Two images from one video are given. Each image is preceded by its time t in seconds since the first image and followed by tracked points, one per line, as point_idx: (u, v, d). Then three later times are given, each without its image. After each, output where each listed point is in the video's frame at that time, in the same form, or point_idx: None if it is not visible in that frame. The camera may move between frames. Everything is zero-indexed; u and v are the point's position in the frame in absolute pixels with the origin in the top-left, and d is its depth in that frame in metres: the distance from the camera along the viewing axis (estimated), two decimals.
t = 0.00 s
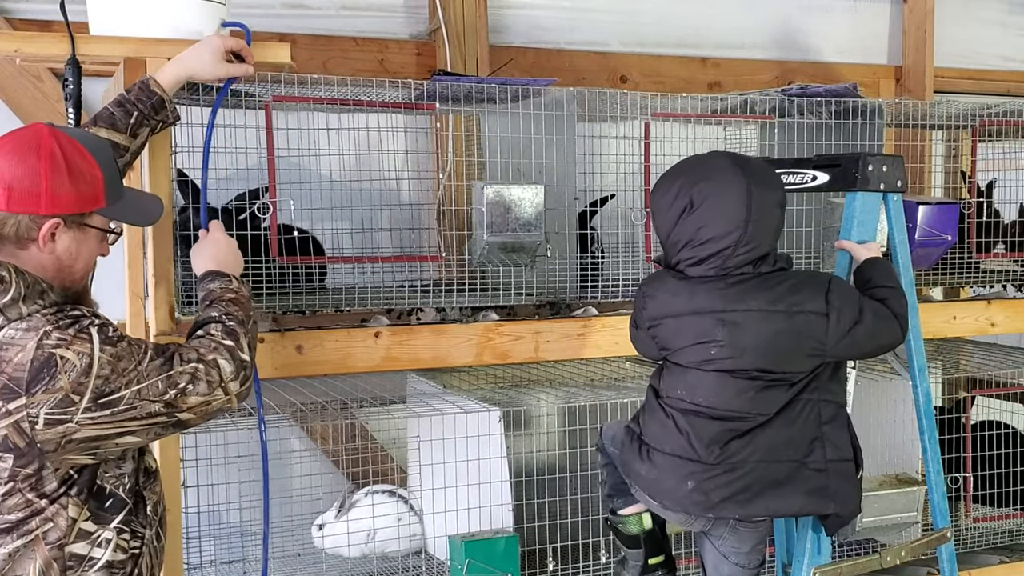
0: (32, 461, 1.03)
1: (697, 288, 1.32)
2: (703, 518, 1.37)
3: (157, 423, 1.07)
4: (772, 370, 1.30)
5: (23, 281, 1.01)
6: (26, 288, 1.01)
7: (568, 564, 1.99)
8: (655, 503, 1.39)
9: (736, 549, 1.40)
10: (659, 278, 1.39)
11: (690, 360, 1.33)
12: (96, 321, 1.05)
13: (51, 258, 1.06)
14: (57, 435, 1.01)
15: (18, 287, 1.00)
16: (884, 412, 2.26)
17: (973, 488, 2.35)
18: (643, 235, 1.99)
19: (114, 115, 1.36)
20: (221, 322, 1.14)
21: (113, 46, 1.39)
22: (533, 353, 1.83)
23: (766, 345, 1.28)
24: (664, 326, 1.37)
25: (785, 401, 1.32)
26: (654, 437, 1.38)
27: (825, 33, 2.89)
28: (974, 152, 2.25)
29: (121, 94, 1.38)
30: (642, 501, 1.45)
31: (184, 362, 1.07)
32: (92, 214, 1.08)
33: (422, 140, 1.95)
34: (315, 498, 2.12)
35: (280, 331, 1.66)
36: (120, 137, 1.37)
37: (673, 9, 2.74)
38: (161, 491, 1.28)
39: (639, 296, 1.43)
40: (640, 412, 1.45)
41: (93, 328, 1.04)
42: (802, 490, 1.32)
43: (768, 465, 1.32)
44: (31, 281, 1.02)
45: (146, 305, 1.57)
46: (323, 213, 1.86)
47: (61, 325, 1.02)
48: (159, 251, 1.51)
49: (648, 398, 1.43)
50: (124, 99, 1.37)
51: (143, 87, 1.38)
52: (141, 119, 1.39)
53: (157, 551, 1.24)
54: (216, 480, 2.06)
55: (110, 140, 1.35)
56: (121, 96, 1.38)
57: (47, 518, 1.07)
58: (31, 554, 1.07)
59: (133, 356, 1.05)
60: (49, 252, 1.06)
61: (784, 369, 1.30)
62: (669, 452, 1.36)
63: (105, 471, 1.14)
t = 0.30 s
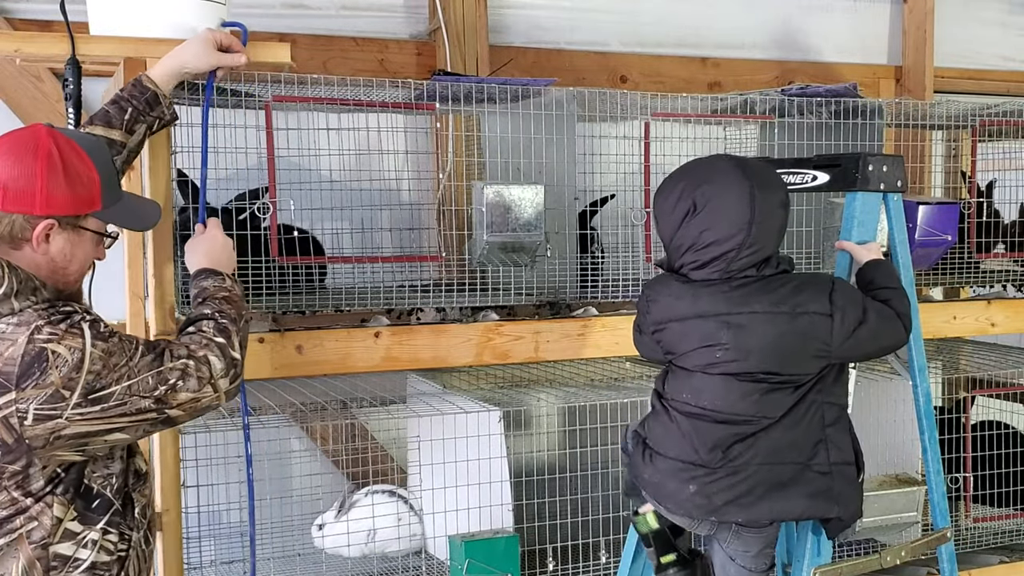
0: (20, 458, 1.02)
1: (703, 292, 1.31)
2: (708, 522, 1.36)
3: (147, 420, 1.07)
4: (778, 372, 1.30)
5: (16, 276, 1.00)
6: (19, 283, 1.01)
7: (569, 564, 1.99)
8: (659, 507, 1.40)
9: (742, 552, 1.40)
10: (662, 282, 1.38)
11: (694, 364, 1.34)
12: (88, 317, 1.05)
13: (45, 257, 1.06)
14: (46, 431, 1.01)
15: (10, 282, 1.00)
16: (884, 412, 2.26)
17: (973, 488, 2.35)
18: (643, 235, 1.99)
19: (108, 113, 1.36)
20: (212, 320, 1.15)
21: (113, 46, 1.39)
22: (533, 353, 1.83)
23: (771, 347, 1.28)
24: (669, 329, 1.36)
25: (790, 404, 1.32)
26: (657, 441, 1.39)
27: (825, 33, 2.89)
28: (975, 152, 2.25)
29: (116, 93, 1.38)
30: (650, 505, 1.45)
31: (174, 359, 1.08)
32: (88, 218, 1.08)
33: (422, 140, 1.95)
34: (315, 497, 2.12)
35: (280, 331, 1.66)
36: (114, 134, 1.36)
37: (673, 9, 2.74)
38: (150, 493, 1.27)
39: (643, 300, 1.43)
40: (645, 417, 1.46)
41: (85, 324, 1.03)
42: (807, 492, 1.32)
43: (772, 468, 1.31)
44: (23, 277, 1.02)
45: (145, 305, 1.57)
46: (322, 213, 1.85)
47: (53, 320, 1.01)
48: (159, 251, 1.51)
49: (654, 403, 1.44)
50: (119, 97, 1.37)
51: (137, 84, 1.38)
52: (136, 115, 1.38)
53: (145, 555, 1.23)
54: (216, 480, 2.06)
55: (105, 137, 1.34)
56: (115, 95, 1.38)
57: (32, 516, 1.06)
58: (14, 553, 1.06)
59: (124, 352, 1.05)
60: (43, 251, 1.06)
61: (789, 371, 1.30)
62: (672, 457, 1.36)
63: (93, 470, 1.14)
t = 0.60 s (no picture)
0: (10, 460, 1.02)
1: (705, 295, 1.31)
2: (711, 522, 1.37)
3: (141, 425, 1.07)
4: (779, 374, 1.30)
5: (15, 277, 1.01)
6: (18, 284, 1.01)
7: (568, 564, 1.99)
8: (664, 508, 1.41)
9: (749, 550, 1.38)
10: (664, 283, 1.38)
11: (693, 367, 1.34)
12: (85, 321, 1.05)
13: (42, 257, 1.06)
14: (38, 435, 1.01)
15: (10, 283, 1.00)
16: (884, 412, 2.25)
17: (974, 488, 2.35)
18: (643, 235, 1.99)
19: (105, 113, 1.36)
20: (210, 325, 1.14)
21: (114, 46, 1.39)
22: (533, 353, 1.83)
23: (771, 349, 1.28)
24: (669, 331, 1.36)
25: (790, 405, 1.32)
26: (658, 444, 1.40)
27: (825, 33, 2.89)
28: (975, 152, 2.25)
29: (114, 94, 1.38)
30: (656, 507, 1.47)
31: (171, 365, 1.08)
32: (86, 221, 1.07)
33: (422, 140, 1.95)
34: (315, 497, 2.12)
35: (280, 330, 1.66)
36: (111, 135, 1.36)
37: (673, 9, 2.74)
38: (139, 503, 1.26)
39: (643, 299, 1.43)
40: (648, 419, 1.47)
41: (82, 327, 1.04)
42: (808, 492, 1.31)
43: (774, 467, 1.31)
44: (21, 278, 1.02)
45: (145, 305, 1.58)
46: (322, 213, 1.85)
47: (50, 323, 1.02)
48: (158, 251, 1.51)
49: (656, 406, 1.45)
50: (115, 98, 1.37)
51: (134, 85, 1.38)
52: (133, 117, 1.38)
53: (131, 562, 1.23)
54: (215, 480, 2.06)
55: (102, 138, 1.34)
56: (112, 96, 1.38)
57: (17, 520, 1.06)
58: None
59: (121, 357, 1.05)
60: (40, 250, 1.05)
61: (790, 372, 1.30)
62: (673, 459, 1.37)
63: (82, 476, 1.13)
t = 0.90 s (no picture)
0: None
1: (721, 293, 1.29)
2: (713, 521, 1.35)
3: (100, 493, 1.00)
4: (789, 376, 1.29)
5: (18, 285, 1.00)
6: (20, 293, 1.00)
7: (568, 564, 1.99)
8: (664, 508, 1.38)
9: (750, 548, 1.39)
10: (671, 282, 1.33)
11: (699, 368, 1.31)
12: (89, 357, 1.02)
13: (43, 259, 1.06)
14: (7, 458, 0.97)
15: (12, 291, 0.99)
16: (883, 412, 2.26)
17: (974, 488, 2.35)
18: (643, 235, 1.99)
19: (105, 113, 1.35)
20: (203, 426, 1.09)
21: (114, 46, 1.39)
22: (533, 353, 1.83)
23: (785, 351, 1.27)
24: (678, 330, 1.31)
25: (796, 407, 1.31)
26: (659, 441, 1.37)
27: (825, 33, 2.89)
28: (975, 152, 2.25)
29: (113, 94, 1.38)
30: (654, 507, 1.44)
31: (149, 444, 1.03)
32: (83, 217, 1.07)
33: (423, 140, 1.95)
34: (315, 497, 2.12)
35: (280, 331, 1.66)
36: (112, 135, 1.35)
37: (673, 9, 2.74)
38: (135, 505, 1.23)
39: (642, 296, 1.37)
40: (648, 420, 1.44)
41: (83, 362, 1.01)
42: (815, 493, 1.31)
43: (780, 467, 1.30)
44: (25, 286, 1.01)
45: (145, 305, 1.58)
46: (322, 213, 1.85)
47: (51, 346, 0.99)
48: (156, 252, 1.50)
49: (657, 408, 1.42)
50: (114, 98, 1.37)
51: (133, 85, 1.38)
52: (132, 116, 1.38)
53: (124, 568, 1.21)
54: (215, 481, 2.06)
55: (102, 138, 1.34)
56: (112, 96, 1.38)
57: None
58: None
59: (105, 408, 1.00)
60: (39, 252, 1.06)
61: (801, 376, 1.29)
62: (678, 459, 1.34)
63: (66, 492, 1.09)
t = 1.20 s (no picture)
0: (12, 463, 1.02)
1: (744, 287, 1.27)
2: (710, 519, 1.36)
3: (141, 443, 1.05)
4: (796, 381, 1.29)
5: (28, 280, 1.01)
6: (31, 287, 1.01)
7: (568, 564, 1.99)
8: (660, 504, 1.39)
9: (746, 545, 1.39)
10: (690, 272, 1.29)
11: (713, 368, 1.28)
12: (101, 329, 1.05)
13: (41, 262, 1.07)
14: (41, 440, 1.01)
15: (23, 284, 1.00)
16: (882, 412, 2.26)
17: (974, 488, 2.35)
18: (643, 235, 1.99)
19: (105, 112, 1.36)
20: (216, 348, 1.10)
21: (113, 46, 1.39)
22: (533, 353, 1.83)
23: (797, 355, 1.27)
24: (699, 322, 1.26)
25: (796, 413, 1.31)
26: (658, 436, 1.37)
27: (825, 33, 2.89)
28: (975, 152, 2.25)
29: (112, 92, 1.38)
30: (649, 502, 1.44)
31: (175, 381, 1.05)
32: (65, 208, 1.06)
33: (422, 140, 1.95)
34: (315, 497, 2.12)
35: (280, 331, 1.66)
36: (111, 134, 1.35)
37: (673, 8, 2.74)
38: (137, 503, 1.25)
39: (655, 287, 1.31)
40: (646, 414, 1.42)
41: (97, 335, 1.03)
42: (814, 495, 1.32)
43: (780, 470, 1.31)
44: (35, 280, 1.02)
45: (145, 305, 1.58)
46: (322, 213, 1.85)
47: (65, 328, 1.02)
48: (156, 252, 1.50)
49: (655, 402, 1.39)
50: (114, 97, 1.37)
51: (132, 84, 1.38)
52: (132, 115, 1.38)
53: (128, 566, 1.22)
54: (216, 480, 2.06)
55: (101, 136, 1.34)
56: (111, 95, 1.38)
57: (16, 520, 1.05)
58: None
59: (131, 368, 1.04)
60: (37, 255, 1.07)
61: (804, 382, 1.29)
62: (679, 459, 1.33)
63: (81, 479, 1.12)
